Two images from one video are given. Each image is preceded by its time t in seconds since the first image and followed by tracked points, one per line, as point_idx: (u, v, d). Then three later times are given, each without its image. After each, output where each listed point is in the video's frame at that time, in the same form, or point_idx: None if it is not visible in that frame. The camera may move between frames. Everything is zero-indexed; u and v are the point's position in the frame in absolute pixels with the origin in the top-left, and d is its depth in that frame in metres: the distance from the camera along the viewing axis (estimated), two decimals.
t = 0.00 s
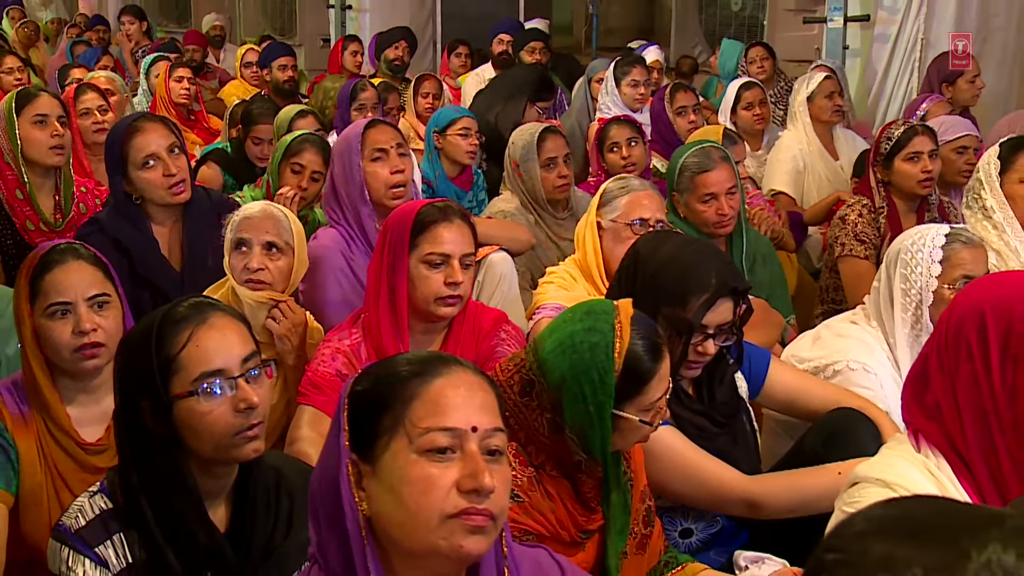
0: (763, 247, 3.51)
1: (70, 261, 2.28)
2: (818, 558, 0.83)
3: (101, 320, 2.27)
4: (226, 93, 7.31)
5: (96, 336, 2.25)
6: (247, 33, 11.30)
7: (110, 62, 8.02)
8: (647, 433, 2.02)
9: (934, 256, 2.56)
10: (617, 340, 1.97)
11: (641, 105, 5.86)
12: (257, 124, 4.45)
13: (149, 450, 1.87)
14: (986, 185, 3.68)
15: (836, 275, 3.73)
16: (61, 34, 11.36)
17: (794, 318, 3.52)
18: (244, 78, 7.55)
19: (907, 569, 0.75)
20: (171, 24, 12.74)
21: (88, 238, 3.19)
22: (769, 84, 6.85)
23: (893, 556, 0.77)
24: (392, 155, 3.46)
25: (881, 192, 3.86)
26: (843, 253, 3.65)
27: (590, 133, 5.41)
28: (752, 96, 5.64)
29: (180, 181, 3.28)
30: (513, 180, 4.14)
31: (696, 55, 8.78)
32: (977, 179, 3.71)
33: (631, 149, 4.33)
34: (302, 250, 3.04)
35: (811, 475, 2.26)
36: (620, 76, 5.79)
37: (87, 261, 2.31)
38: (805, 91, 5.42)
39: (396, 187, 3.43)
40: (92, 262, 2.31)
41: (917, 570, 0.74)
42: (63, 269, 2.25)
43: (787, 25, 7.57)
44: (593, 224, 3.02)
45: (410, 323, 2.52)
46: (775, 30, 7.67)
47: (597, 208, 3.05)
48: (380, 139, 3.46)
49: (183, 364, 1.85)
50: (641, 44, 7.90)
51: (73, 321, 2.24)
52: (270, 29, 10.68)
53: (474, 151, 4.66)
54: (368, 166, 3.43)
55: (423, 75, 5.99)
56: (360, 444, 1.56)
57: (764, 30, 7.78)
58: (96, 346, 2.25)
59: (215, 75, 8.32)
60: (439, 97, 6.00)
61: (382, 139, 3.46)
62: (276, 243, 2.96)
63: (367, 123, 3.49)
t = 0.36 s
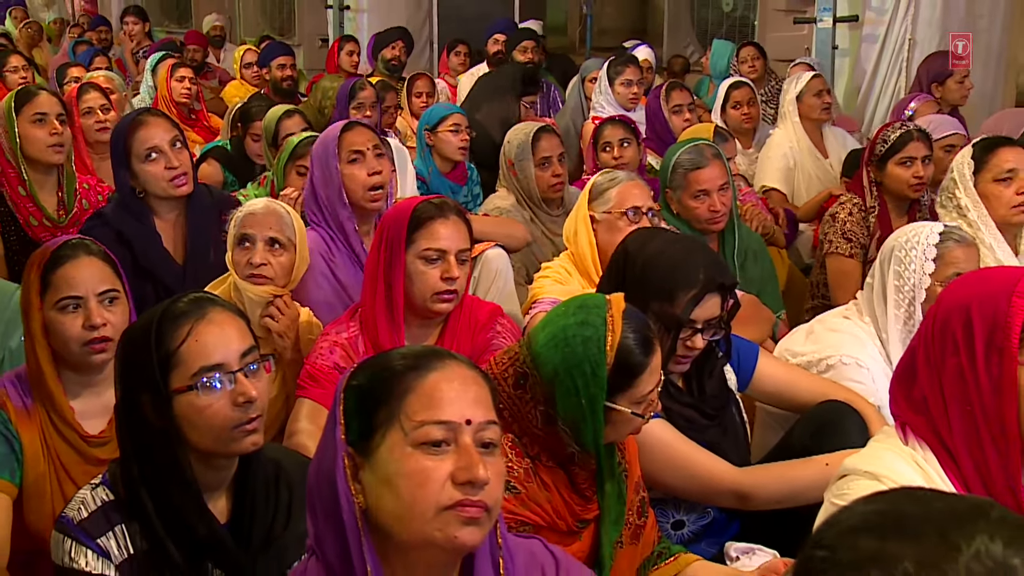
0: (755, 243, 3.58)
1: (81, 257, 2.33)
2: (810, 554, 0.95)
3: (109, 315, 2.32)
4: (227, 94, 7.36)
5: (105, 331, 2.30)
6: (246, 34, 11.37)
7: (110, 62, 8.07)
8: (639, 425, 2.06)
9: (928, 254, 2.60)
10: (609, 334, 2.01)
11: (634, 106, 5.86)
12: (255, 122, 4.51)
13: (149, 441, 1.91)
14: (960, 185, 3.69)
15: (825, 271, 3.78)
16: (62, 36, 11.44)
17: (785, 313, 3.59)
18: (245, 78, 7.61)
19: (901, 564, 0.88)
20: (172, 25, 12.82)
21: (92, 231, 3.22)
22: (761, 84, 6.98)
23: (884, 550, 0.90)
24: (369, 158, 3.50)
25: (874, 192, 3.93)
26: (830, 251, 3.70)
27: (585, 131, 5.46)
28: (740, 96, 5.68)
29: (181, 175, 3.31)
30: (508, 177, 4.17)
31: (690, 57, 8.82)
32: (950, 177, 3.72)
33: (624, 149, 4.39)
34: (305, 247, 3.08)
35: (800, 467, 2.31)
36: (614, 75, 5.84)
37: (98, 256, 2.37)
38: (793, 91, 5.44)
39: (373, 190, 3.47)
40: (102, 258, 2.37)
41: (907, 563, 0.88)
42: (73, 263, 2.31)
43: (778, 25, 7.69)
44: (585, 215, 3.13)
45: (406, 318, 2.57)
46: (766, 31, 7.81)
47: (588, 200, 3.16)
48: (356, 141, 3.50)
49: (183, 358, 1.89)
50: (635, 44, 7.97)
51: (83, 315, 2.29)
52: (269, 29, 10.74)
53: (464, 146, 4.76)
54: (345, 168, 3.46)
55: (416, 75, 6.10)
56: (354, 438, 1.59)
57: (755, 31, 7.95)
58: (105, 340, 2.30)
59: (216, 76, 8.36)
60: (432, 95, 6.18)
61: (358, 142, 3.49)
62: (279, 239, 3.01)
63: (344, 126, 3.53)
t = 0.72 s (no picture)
0: (744, 237, 3.65)
1: (95, 252, 2.40)
2: (813, 532, 1.02)
3: (121, 310, 2.39)
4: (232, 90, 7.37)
5: (117, 326, 2.36)
6: (246, 33, 11.43)
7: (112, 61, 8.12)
8: (633, 417, 2.10)
9: (909, 245, 2.65)
10: (604, 327, 2.05)
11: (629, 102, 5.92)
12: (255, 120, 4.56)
13: (150, 432, 1.95)
14: (923, 183, 3.66)
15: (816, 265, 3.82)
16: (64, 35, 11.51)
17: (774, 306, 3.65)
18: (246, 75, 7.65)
19: (894, 546, 0.93)
20: (173, 23, 12.88)
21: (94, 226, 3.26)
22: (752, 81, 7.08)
23: (880, 533, 0.95)
24: (358, 159, 3.55)
25: (868, 191, 3.99)
26: (822, 247, 3.73)
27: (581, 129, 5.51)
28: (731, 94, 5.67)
29: (178, 171, 3.37)
30: (505, 173, 4.21)
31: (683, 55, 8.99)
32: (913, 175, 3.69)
33: (624, 146, 4.44)
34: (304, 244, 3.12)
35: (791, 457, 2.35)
36: (608, 73, 5.87)
37: (110, 253, 2.43)
38: (787, 88, 5.49)
39: (364, 191, 3.52)
40: (114, 254, 2.44)
41: (901, 545, 0.93)
42: (87, 259, 2.37)
43: (769, 24, 7.78)
44: (577, 207, 3.21)
45: (402, 312, 2.61)
46: (758, 29, 7.89)
47: (578, 191, 3.24)
48: (344, 143, 3.54)
49: (184, 351, 1.94)
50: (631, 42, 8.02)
51: (96, 309, 2.35)
52: (270, 28, 10.80)
53: (455, 140, 4.79)
54: (335, 171, 3.50)
55: (411, 73, 6.17)
56: (351, 429, 1.63)
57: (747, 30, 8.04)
58: (115, 335, 2.36)
59: (218, 74, 8.41)
60: (426, 91, 6.21)
61: (347, 144, 3.53)
62: (280, 238, 3.05)
63: (332, 127, 3.57)
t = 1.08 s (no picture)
0: (730, 230, 3.71)
1: (109, 250, 2.47)
2: (822, 514, 1.03)
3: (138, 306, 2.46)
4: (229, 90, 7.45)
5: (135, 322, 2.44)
6: (243, 33, 11.48)
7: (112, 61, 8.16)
8: (624, 411, 2.14)
9: (893, 241, 2.69)
10: (595, 323, 2.09)
11: (620, 100, 5.96)
12: (253, 119, 4.60)
13: (150, 426, 1.99)
14: (890, 183, 3.69)
15: (805, 262, 3.88)
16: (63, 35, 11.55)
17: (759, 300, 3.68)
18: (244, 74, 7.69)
19: (910, 528, 0.94)
20: (172, 25, 12.93)
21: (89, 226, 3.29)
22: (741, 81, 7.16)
23: (893, 515, 0.97)
24: (362, 157, 3.58)
25: (855, 190, 4.02)
26: (810, 244, 3.79)
27: (574, 129, 5.54)
28: (720, 93, 5.71)
29: (173, 172, 3.40)
30: (500, 172, 4.26)
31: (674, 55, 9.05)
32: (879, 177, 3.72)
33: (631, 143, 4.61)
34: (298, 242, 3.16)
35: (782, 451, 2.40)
36: (600, 71, 5.91)
37: (122, 251, 2.50)
38: (777, 86, 5.54)
39: (369, 189, 3.56)
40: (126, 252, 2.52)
41: (915, 528, 0.94)
42: (101, 256, 2.43)
43: (757, 25, 7.84)
44: (562, 202, 3.27)
45: (399, 308, 2.65)
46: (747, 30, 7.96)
47: (562, 188, 3.31)
48: (349, 141, 3.58)
49: (184, 346, 1.97)
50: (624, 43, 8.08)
51: (114, 305, 2.42)
52: (267, 29, 10.85)
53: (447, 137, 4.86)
54: (339, 169, 3.54)
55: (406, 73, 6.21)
56: (346, 423, 1.67)
57: (736, 30, 8.13)
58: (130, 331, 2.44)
59: (216, 74, 8.45)
60: (421, 90, 6.26)
61: (351, 142, 3.57)
62: (272, 240, 3.08)
63: (337, 126, 3.60)
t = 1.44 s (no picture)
0: (716, 227, 3.77)
1: (115, 252, 2.51)
2: (816, 503, 1.08)
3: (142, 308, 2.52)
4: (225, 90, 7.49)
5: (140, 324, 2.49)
6: (238, 34, 11.52)
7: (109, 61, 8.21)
8: (613, 406, 2.18)
9: (880, 241, 2.74)
10: (584, 319, 2.14)
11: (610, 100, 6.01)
12: (250, 120, 4.65)
13: (149, 420, 2.04)
14: (871, 183, 3.73)
15: (790, 260, 3.94)
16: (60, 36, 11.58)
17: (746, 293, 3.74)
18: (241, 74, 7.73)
19: (903, 518, 0.98)
20: (169, 27, 12.96)
21: (88, 224, 3.33)
22: (729, 81, 7.19)
23: (887, 505, 1.01)
24: (368, 155, 3.64)
25: (836, 185, 4.05)
26: (795, 240, 3.84)
27: (564, 127, 5.59)
28: (710, 94, 5.76)
29: (173, 173, 3.44)
30: (494, 172, 4.31)
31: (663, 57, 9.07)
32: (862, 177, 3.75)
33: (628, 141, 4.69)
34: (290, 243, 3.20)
35: (769, 444, 2.45)
36: (591, 70, 5.95)
37: (125, 253, 2.55)
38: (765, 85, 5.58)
39: (373, 186, 3.60)
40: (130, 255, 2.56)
41: (908, 518, 0.98)
42: (106, 259, 2.48)
43: (745, 27, 7.90)
44: (543, 206, 3.33)
45: (394, 304, 2.69)
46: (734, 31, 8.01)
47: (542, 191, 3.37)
48: (358, 139, 3.64)
49: (183, 341, 2.02)
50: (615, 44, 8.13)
51: (119, 309, 2.47)
52: (263, 30, 10.89)
53: (444, 136, 4.90)
54: (347, 167, 3.62)
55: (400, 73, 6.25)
56: (341, 419, 1.71)
57: (725, 31, 8.19)
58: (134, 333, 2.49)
59: (213, 74, 8.49)
60: (415, 91, 6.30)
61: (359, 140, 3.63)
62: (266, 238, 3.11)
63: (349, 125, 3.69)
